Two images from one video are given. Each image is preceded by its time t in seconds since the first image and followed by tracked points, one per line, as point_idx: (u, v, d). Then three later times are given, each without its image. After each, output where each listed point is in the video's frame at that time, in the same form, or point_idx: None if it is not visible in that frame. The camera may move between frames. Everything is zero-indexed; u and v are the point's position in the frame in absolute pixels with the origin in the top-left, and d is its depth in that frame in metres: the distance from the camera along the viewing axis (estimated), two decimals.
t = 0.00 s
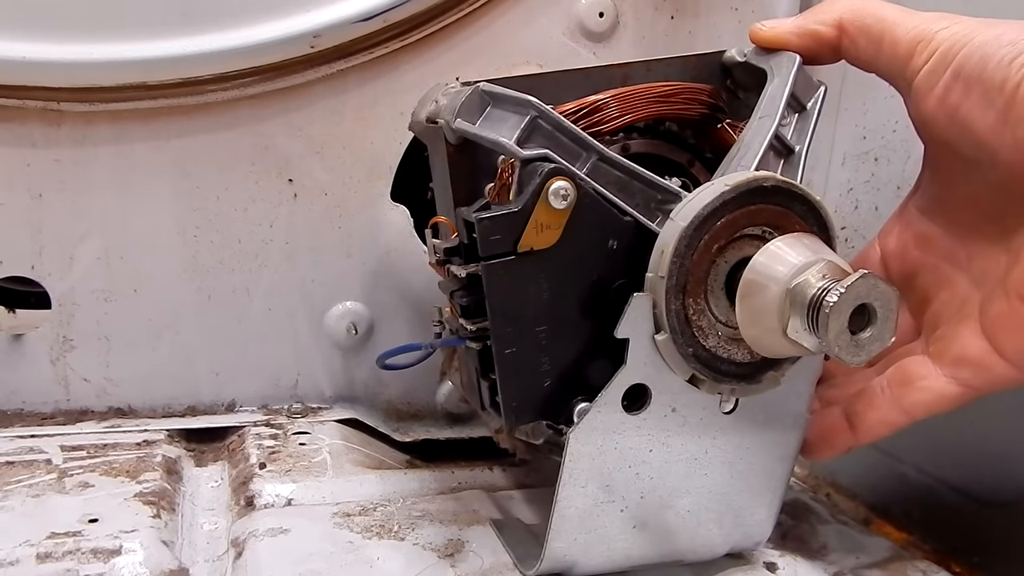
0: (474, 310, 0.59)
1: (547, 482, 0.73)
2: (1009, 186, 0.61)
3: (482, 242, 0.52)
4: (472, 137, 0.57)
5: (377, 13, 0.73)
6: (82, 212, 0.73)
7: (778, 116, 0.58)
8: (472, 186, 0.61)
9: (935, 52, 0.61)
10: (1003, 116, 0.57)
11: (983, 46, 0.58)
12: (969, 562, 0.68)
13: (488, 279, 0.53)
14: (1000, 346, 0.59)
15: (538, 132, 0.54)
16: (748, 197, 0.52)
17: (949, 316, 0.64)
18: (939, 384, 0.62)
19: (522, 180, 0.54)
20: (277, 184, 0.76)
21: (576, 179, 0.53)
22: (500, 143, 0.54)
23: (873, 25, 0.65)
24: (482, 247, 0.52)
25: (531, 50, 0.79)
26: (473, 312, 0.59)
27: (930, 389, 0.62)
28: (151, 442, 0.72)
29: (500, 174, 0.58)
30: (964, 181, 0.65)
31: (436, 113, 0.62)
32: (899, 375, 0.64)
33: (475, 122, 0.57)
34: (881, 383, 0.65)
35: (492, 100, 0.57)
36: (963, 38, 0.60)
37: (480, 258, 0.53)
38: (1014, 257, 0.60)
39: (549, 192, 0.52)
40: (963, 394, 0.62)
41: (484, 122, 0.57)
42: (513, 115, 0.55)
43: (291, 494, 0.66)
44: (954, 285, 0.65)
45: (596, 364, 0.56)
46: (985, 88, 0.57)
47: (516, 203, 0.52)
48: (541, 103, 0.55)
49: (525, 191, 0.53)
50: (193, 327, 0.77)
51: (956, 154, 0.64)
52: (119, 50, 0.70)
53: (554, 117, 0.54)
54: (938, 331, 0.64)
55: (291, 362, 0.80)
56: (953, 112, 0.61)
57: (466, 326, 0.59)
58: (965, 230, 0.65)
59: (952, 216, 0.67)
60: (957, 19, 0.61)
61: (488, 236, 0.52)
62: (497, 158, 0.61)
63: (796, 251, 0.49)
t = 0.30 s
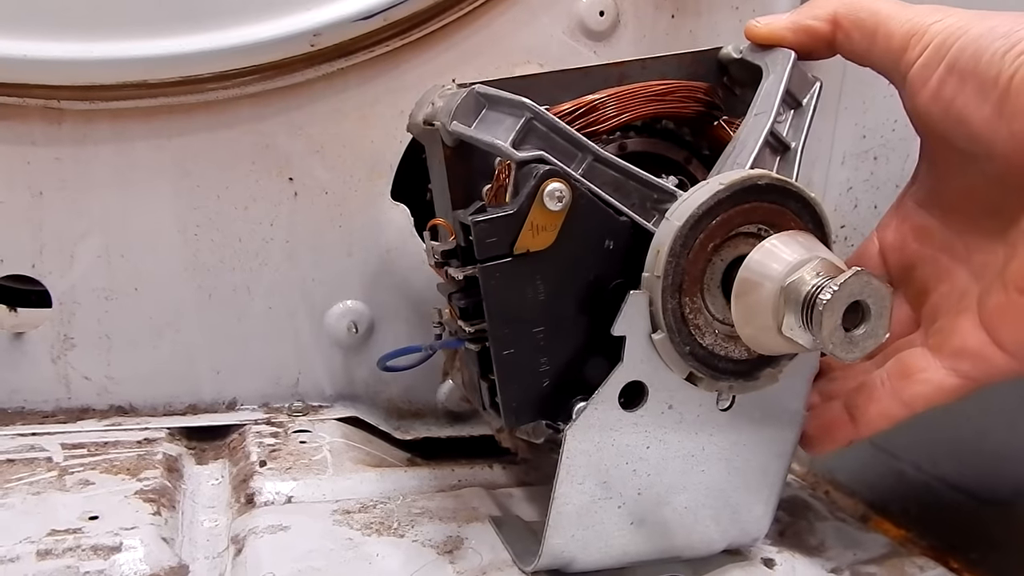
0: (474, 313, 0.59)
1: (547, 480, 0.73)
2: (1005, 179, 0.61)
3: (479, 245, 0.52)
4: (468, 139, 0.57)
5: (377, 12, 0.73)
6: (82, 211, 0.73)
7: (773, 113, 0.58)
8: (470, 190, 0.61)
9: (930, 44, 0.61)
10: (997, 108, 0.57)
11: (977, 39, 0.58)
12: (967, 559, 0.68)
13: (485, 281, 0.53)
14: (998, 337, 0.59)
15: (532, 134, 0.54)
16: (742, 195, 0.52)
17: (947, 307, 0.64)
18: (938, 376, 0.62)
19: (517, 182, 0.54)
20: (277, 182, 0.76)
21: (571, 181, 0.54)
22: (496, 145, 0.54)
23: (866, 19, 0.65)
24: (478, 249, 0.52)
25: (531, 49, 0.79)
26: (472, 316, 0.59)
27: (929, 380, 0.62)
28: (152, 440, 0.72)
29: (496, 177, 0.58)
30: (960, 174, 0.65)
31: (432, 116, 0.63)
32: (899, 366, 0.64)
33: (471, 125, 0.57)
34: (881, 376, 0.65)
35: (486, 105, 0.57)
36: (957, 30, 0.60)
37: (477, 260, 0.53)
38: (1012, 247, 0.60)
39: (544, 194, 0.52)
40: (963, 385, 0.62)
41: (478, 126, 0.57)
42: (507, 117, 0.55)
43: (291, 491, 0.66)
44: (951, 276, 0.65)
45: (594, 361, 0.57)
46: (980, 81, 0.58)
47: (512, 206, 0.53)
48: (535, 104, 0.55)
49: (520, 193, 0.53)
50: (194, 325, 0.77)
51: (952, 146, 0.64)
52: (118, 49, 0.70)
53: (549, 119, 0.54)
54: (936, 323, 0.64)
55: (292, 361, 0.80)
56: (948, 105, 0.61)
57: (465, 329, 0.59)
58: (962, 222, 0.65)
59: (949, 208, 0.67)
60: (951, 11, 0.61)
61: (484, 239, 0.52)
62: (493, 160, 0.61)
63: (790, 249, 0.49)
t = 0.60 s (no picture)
0: (473, 320, 0.59)
1: (546, 478, 0.73)
2: (1004, 168, 0.61)
3: (475, 254, 0.52)
4: (463, 145, 0.57)
5: (377, 8, 0.73)
6: (81, 206, 0.73)
7: (768, 108, 0.58)
8: (467, 196, 0.61)
9: (927, 36, 0.61)
10: (996, 98, 0.57)
11: (975, 29, 0.58)
12: (965, 557, 0.68)
13: (483, 290, 0.53)
14: (1003, 325, 0.59)
15: (527, 139, 0.54)
16: (739, 195, 0.51)
17: (947, 295, 0.64)
18: (944, 365, 0.62)
19: (513, 189, 0.53)
20: (277, 178, 0.76)
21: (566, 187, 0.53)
22: (491, 154, 0.53)
23: (862, 12, 0.65)
24: (475, 259, 0.52)
25: (532, 46, 0.79)
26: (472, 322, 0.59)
27: (935, 370, 0.62)
28: (150, 437, 0.72)
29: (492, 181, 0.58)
30: (958, 164, 0.65)
31: (428, 120, 0.62)
32: (903, 357, 0.64)
33: (465, 131, 0.57)
34: (886, 366, 0.64)
35: (481, 109, 0.57)
36: (955, 21, 0.60)
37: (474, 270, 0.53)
38: (1010, 234, 0.61)
39: (540, 201, 0.52)
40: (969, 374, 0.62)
41: (474, 131, 0.57)
42: (502, 122, 0.55)
43: (289, 489, 0.66)
44: (951, 265, 0.65)
45: (592, 360, 0.56)
46: (979, 71, 0.57)
47: (508, 213, 0.52)
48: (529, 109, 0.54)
49: (516, 200, 0.52)
50: (193, 322, 0.77)
51: (951, 137, 0.64)
52: (116, 44, 0.70)
53: (543, 124, 0.54)
54: (939, 313, 0.64)
55: (290, 358, 0.80)
56: (947, 96, 0.61)
57: (465, 336, 0.59)
58: (961, 213, 0.66)
59: (949, 198, 0.67)
60: (948, 3, 0.61)
61: (481, 248, 0.52)
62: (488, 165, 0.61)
63: (788, 248, 0.49)
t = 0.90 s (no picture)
0: (475, 332, 0.60)
1: (546, 477, 0.73)
2: (1003, 153, 0.61)
3: (473, 269, 0.53)
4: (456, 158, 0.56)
5: (378, 7, 0.73)
6: (81, 204, 0.73)
7: (760, 103, 0.59)
8: (464, 206, 0.61)
9: (920, 23, 0.61)
10: (995, 84, 0.57)
11: (968, 15, 0.58)
12: (962, 558, 0.67)
13: (482, 304, 0.54)
14: (1011, 308, 0.59)
15: (518, 149, 0.54)
16: (733, 196, 0.51)
17: (948, 280, 0.65)
18: (955, 351, 0.63)
19: (507, 202, 0.54)
20: (277, 176, 0.76)
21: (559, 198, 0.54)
22: (483, 167, 0.54)
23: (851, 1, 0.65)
24: (472, 274, 0.53)
25: (532, 45, 0.79)
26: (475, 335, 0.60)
27: (945, 356, 0.63)
28: (149, 434, 0.72)
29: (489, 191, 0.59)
30: (953, 151, 0.65)
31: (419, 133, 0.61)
32: (913, 343, 0.65)
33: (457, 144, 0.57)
34: (895, 352, 0.66)
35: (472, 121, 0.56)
36: (947, 8, 0.59)
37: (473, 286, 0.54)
38: (1010, 220, 0.61)
39: (534, 213, 0.52)
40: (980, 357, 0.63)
41: (465, 143, 0.56)
42: (492, 134, 0.55)
43: (288, 486, 0.66)
44: (952, 250, 0.66)
45: (592, 360, 0.56)
46: (975, 59, 0.57)
47: (503, 227, 0.53)
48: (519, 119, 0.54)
49: (511, 213, 0.53)
50: (193, 319, 0.77)
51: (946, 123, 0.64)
52: (118, 42, 0.70)
53: (533, 135, 0.54)
54: (946, 297, 0.64)
55: (290, 356, 0.80)
56: (943, 84, 0.61)
57: (469, 349, 0.60)
58: (959, 198, 0.66)
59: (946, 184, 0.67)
60: None
61: (479, 263, 0.53)
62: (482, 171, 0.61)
63: (784, 248, 0.49)
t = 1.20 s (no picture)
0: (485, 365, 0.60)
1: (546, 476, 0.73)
2: (995, 118, 0.60)
3: (472, 309, 0.54)
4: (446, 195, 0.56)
5: (381, 5, 0.73)
6: (84, 200, 0.73)
7: (741, 98, 0.58)
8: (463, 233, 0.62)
9: None
10: (987, 51, 0.54)
11: None
12: (964, 559, 0.67)
13: (486, 342, 0.54)
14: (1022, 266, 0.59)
15: (504, 180, 0.54)
16: (721, 205, 0.51)
17: (959, 246, 0.65)
18: (971, 315, 0.63)
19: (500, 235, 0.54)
20: (280, 174, 0.76)
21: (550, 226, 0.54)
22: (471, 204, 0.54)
23: None
24: (472, 314, 0.54)
25: (534, 43, 0.79)
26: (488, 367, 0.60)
27: (962, 322, 0.63)
28: (151, 430, 0.72)
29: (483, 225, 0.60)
30: (946, 120, 0.64)
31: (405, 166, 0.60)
32: (930, 312, 0.65)
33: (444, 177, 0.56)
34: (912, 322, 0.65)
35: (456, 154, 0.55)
36: None
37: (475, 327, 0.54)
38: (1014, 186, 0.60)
39: (525, 246, 0.53)
40: (996, 318, 0.63)
41: (452, 174, 0.55)
42: (478, 168, 0.55)
43: (289, 483, 0.66)
44: (954, 212, 0.66)
45: (591, 361, 0.56)
46: (963, 28, 0.55)
47: (498, 263, 0.53)
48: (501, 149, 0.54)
49: (504, 247, 0.53)
50: (195, 316, 0.77)
51: (935, 94, 0.62)
52: (121, 39, 0.70)
53: (518, 163, 0.54)
54: (954, 262, 0.65)
55: (291, 352, 0.80)
56: (932, 55, 0.59)
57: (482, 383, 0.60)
58: (959, 163, 0.65)
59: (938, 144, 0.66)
60: None
61: (477, 303, 0.54)
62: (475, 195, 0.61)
63: (778, 255, 0.49)
